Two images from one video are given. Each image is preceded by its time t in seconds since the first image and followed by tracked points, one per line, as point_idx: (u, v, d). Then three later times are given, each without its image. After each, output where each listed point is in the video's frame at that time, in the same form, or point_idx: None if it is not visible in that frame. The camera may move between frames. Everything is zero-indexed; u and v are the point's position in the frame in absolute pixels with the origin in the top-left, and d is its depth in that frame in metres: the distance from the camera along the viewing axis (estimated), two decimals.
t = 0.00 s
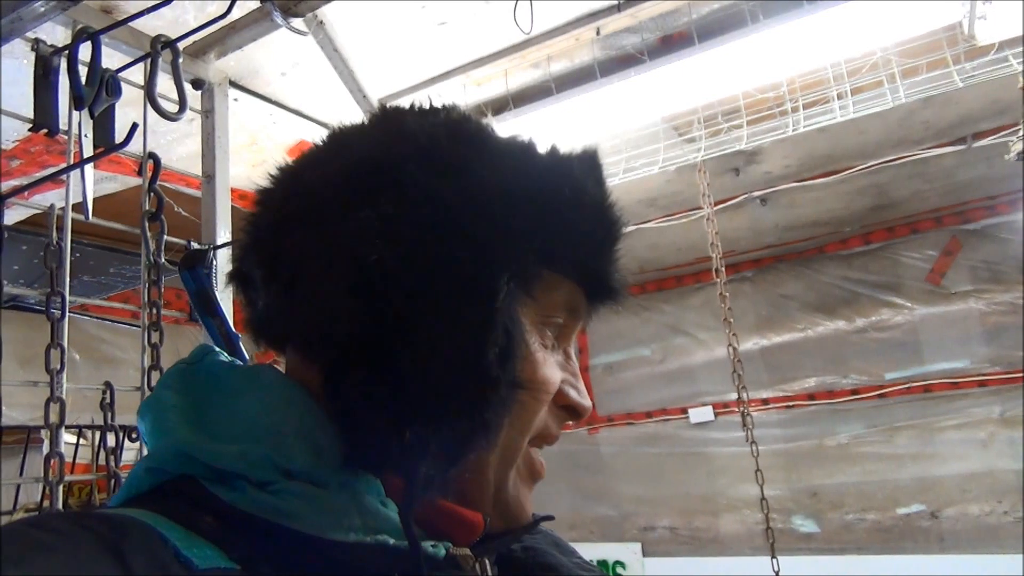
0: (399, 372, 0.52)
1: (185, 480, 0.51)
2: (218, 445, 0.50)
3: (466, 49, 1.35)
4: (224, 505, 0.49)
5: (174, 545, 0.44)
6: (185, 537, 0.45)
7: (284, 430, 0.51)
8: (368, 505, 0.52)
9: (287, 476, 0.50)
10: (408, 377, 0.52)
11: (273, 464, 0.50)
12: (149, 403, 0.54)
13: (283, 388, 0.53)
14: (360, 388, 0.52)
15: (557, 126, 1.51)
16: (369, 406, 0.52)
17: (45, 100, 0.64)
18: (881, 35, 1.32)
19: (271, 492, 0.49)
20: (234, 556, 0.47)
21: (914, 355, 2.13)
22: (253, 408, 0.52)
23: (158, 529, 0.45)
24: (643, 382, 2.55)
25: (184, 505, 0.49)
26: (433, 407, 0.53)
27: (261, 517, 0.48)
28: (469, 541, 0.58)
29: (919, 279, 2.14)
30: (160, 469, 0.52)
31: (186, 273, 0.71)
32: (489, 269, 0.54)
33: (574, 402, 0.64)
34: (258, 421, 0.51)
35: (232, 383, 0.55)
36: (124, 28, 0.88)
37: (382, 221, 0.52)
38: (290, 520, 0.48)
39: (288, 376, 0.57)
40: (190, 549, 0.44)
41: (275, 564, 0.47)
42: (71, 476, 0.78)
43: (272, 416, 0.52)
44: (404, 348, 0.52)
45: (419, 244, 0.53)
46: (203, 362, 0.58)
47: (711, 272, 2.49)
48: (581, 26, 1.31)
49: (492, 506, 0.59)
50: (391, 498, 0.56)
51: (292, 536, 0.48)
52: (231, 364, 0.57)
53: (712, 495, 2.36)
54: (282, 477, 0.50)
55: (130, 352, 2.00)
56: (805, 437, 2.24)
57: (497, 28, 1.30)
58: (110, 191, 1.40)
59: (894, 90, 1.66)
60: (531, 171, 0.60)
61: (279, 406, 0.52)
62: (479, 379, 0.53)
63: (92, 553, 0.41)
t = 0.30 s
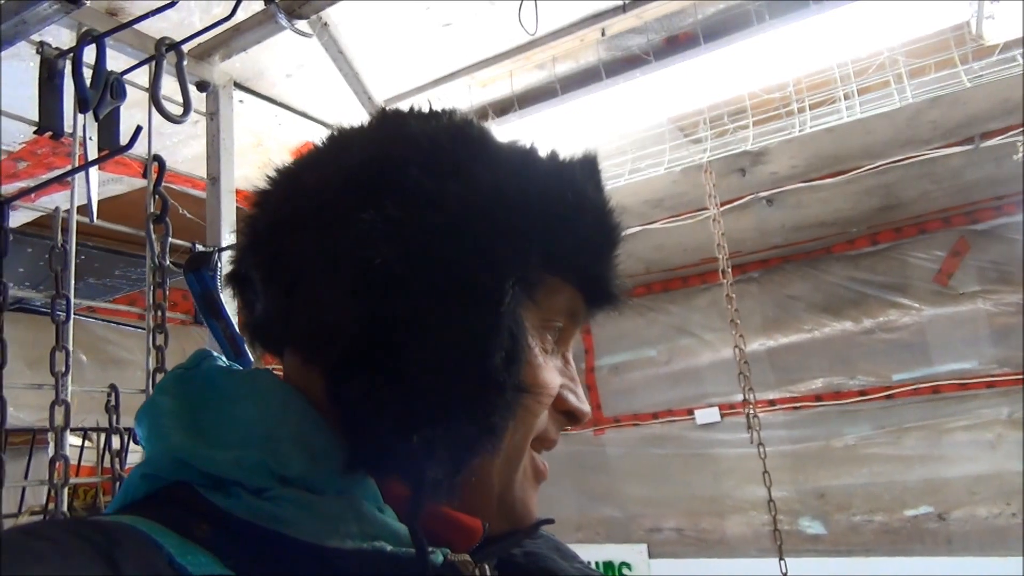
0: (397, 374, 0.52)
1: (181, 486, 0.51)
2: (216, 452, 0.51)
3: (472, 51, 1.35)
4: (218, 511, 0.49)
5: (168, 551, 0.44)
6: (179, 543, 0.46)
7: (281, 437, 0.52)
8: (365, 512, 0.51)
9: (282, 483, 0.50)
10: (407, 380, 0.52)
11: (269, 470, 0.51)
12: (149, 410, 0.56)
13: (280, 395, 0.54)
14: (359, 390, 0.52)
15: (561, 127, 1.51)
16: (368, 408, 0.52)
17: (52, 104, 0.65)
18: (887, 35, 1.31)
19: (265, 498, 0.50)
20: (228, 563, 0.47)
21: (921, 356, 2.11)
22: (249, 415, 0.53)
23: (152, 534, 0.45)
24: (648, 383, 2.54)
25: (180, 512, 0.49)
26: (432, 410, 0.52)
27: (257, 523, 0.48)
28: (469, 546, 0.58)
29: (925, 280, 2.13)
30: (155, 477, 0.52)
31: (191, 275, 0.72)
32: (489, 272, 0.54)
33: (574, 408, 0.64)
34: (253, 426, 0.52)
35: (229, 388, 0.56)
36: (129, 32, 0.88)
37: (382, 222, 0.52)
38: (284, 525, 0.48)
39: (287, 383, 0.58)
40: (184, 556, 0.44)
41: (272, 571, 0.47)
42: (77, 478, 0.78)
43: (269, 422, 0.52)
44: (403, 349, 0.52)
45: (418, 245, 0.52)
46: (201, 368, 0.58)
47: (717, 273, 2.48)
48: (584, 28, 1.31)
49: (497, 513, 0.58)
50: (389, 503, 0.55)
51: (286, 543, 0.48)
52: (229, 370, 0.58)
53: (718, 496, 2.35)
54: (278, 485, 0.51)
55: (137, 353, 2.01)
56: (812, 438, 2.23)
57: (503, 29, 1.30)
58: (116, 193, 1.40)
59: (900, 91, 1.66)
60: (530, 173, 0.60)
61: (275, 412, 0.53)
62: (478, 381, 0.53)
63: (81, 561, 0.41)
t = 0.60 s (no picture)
0: (375, 368, 0.53)
1: (180, 489, 0.52)
2: (214, 454, 0.52)
3: (480, 52, 1.35)
4: (217, 514, 0.50)
5: (164, 552, 0.45)
6: (176, 548, 0.46)
7: (278, 439, 0.52)
8: (363, 516, 0.52)
9: (280, 485, 0.51)
10: (385, 373, 0.53)
11: (266, 473, 0.52)
12: (147, 413, 0.56)
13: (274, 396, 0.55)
14: (340, 385, 0.54)
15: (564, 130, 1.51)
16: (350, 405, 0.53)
17: (62, 105, 0.65)
18: (896, 36, 1.31)
19: (263, 501, 0.51)
20: (225, 566, 0.48)
21: (929, 359, 2.10)
22: (247, 417, 0.53)
23: (149, 536, 0.46)
24: (655, 385, 2.54)
25: (178, 517, 0.50)
26: (410, 402, 0.53)
27: (254, 526, 0.49)
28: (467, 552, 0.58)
29: (934, 282, 2.13)
30: (155, 479, 0.53)
31: (200, 275, 0.72)
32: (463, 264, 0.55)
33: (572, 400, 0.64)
34: (252, 429, 0.53)
35: (230, 390, 0.56)
36: (139, 32, 0.88)
37: (357, 219, 0.54)
38: (281, 528, 0.49)
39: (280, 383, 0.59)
40: (180, 558, 0.45)
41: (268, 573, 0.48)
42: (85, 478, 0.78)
43: (267, 424, 0.53)
44: (380, 343, 0.53)
45: (393, 240, 0.54)
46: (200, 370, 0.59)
47: (724, 275, 2.47)
48: (593, 29, 1.31)
49: (490, 510, 0.58)
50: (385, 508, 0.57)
51: (283, 545, 0.48)
52: (228, 372, 0.58)
53: (724, 499, 2.34)
54: (275, 487, 0.52)
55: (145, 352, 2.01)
56: (819, 441, 2.23)
57: (512, 30, 1.30)
58: (125, 193, 1.41)
59: (910, 92, 1.65)
60: (506, 166, 0.61)
61: (277, 416, 0.54)
62: (455, 369, 0.54)
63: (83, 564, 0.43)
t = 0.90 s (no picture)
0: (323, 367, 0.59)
1: (174, 495, 0.57)
2: (208, 463, 0.57)
3: (497, 54, 1.35)
4: (210, 521, 0.55)
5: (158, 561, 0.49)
6: (169, 554, 0.51)
7: (260, 447, 0.58)
8: (355, 523, 0.57)
9: (268, 493, 0.57)
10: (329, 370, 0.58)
11: (258, 482, 0.57)
12: (145, 417, 0.61)
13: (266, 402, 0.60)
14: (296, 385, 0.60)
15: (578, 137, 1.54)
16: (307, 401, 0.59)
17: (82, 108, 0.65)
18: (913, 40, 1.30)
19: (252, 509, 0.56)
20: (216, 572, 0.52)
21: (950, 364, 2.08)
22: (236, 426, 0.59)
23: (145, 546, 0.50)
24: (671, 388, 2.53)
25: (174, 523, 0.55)
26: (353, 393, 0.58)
27: (243, 534, 0.54)
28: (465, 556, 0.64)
29: (956, 287, 2.08)
30: (148, 485, 0.59)
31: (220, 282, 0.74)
32: (395, 263, 0.60)
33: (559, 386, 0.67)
34: (242, 438, 0.58)
35: (223, 396, 0.62)
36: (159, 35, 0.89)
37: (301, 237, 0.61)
38: (269, 536, 0.54)
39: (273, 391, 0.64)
40: (173, 566, 0.49)
41: None
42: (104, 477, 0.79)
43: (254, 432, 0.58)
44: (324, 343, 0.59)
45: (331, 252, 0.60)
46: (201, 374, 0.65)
47: (742, 277, 2.46)
48: (610, 31, 1.30)
49: (469, 503, 0.62)
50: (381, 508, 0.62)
51: (269, 552, 0.54)
52: (224, 375, 0.64)
53: (741, 503, 2.33)
54: (265, 496, 0.57)
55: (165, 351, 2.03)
56: (838, 446, 2.21)
57: (529, 32, 1.29)
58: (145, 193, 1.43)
59: (932, 95, 1.63)
60: (445, 163, 0.66)
61: (262, 425, 0.59)
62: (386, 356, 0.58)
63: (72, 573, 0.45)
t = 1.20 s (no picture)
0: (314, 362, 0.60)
1: (185, 487, 0.58)
2: (215, 456, 0.57)
3: (513, 53, 1.36)
4: (220, 513, 0.55)
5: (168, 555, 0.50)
6: (179, 548, 0.51)
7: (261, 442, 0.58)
8: (361, 514, 0.57)
9: (278, 484, 0.57)
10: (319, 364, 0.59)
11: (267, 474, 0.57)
12: (156, 409, 0.62)
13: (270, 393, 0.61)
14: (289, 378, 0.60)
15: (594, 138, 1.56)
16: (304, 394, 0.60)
17: (107, 106, 0.66)
18: (930, 37, 1.30)
19: (263, 500, 0.56)
20: (228, 563, 0.52)
21: (966, 365, 2.07)
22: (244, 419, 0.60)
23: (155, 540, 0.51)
24: (685, 389, 2.52)
25: (185, 514, 0.56)
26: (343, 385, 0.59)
27: (254, 526, 0.55)
28: (474, 546, 0.64)
29: (973, 288, 2.08)
30: (160, 475, 0.59)
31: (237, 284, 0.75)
32: (376, 252, 0.60)
33: (563, 365, 0.66)
34: (247, 431, 0.59)
35: (232, 387, 0.62)
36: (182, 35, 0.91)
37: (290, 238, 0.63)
38: (279, 528, 0.55)
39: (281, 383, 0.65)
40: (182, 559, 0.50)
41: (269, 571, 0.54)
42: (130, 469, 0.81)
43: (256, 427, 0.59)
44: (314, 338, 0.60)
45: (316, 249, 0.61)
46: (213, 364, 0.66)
47: (756, 278, 2.45)
48: (627, 29, 1.30)
49: (472, 499, 0.61)
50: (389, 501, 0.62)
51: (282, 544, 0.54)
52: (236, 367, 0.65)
53: (754, 504, 2.32)
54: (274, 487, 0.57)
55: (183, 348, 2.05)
56: (852, 447, 2.20)
57: (545, 32, 1.30)
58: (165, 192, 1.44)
59: (949, 95, 1.62)
60: (427, 147, 0.65)
61: (262, 420, 0.60)
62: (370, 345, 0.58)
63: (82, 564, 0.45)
